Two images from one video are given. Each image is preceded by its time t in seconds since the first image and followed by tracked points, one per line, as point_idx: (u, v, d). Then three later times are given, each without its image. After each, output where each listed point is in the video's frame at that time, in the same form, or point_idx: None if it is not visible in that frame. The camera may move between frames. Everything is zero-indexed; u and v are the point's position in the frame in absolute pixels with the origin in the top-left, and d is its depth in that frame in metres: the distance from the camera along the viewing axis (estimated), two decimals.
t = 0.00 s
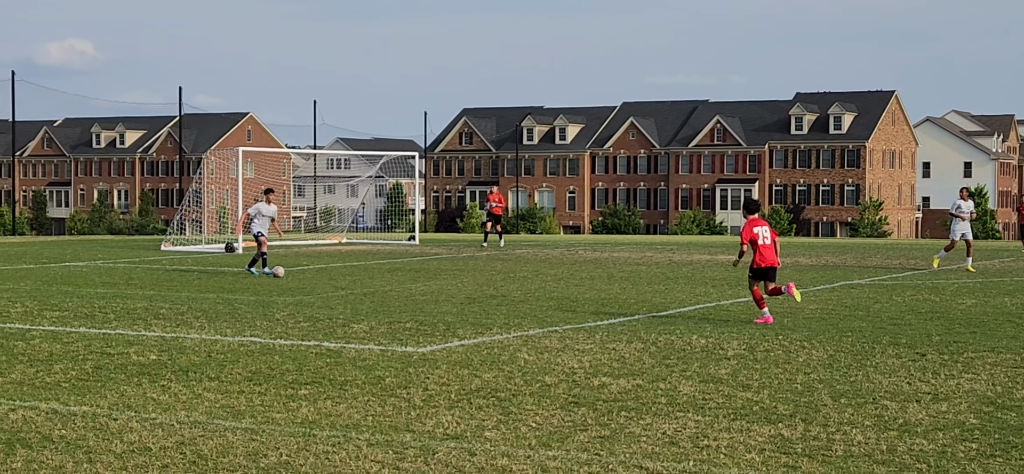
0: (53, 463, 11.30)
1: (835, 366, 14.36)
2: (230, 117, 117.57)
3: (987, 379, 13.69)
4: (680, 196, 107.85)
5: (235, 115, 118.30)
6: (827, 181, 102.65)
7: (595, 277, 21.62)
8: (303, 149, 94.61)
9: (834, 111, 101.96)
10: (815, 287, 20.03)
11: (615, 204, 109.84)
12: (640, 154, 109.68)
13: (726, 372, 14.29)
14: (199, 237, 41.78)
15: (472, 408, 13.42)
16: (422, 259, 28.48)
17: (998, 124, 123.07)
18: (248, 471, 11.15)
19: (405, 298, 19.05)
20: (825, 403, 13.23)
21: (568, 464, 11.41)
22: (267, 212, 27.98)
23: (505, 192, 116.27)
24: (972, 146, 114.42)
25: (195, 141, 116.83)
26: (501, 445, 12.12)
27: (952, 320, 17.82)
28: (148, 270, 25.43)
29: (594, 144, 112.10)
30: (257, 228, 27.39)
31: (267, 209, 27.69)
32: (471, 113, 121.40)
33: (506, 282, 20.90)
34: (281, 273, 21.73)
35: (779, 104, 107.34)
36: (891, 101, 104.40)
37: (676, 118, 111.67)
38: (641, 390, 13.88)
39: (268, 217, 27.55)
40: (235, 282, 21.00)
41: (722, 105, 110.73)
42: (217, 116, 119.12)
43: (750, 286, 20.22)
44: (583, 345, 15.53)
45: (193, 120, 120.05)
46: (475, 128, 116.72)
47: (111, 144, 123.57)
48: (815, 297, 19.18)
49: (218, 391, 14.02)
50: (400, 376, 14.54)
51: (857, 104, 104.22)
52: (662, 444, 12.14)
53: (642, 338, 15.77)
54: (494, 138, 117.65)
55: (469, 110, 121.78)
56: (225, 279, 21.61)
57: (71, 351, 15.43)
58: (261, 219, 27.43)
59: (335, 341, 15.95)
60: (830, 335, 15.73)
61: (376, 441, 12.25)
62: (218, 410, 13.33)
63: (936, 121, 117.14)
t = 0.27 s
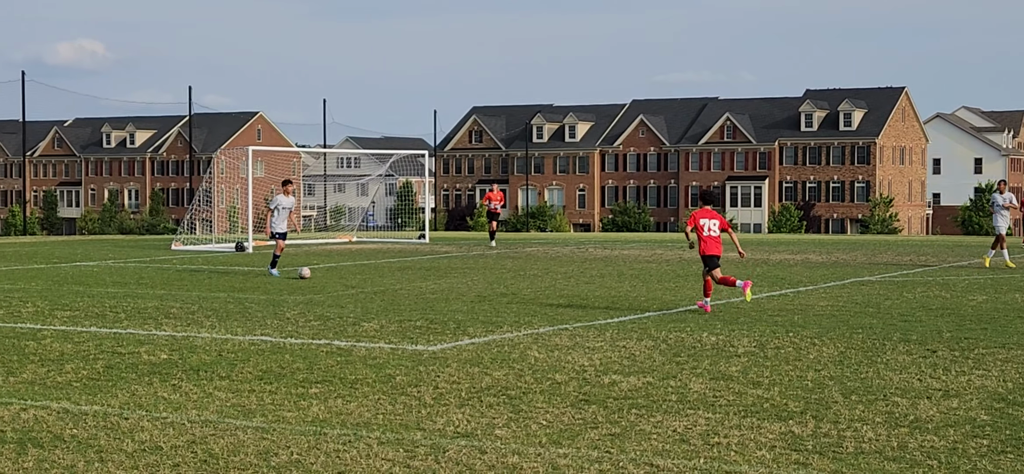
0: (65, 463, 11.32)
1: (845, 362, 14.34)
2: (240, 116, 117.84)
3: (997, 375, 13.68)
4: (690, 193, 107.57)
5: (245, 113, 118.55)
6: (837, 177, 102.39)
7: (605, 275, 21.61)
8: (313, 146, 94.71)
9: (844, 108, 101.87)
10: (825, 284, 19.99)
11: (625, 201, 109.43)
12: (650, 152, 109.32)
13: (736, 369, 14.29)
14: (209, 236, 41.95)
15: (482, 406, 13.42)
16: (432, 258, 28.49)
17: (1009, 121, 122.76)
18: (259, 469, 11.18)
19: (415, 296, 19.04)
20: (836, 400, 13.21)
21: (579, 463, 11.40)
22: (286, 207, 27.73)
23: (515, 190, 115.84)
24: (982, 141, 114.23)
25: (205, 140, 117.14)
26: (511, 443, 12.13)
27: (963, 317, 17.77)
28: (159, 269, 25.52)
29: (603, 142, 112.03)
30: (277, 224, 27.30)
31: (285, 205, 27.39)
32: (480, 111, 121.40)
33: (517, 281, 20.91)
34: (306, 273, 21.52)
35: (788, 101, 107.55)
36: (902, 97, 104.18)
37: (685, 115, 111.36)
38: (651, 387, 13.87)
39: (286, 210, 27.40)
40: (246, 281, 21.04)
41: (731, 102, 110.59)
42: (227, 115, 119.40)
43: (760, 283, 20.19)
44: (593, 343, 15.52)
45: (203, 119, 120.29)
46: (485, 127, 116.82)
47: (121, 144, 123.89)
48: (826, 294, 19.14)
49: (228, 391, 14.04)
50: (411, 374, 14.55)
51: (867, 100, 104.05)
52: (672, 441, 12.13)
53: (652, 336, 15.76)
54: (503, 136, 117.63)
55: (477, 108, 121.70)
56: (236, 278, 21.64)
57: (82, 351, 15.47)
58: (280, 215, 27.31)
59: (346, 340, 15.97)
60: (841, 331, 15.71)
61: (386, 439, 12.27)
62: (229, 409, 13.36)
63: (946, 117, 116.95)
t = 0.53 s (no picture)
0: (71, 463, 11.33)
1: (851, 361, 14.31)
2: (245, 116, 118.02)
3: (1003, 373, 13.66)
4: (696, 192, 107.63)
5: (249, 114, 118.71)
6: (842, 176, 102.34)
7: (611, 275, 21.60)
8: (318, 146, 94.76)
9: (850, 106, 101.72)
10: (831, 282, 19.94)
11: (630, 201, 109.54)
12: (654, 151, 109.46)
13: (742, 368, 14.26)
14: (216, 237, 41.97)
15: (488, 406, 13.42)
16: (437, 258, 28.49)
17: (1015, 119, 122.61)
18: (265, 469, 11.18)
19: (420, 296, 19.03)
20: (841, 398, 13.20)
21: (585, 461, 11.40)
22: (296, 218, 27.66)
23: (520, 190, 115.96)
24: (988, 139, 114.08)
25: (210, 141, 117.42)
26: (517, 441, 12.13)
27: (970, 315, 17.73)
28: (165, 270, 25.54)
29: (607, 142, 112.04)
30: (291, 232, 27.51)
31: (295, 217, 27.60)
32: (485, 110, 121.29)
33: (522, 280, 20.90)
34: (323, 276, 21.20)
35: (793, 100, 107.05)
36: (908, 95, 104.16)
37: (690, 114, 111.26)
38: (657, 386, 13.86)
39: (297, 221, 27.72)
40: (251, 282, 21.05)
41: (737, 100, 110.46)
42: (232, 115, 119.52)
43: (766, 282, 20.16)
44: (599, 342, 15.51)
45: (208, 120, 120.46)
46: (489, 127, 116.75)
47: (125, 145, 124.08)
48: (832, 292, 19.10)
49: (234, 391, 14.05)
50: (417, 374, 14.56)
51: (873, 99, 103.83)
52: (678, 440, 12.12)
53: (657, 335, 15.74)
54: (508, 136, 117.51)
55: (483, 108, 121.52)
56: (242, 279, 21.67)
57: (87, 352, 15.49)
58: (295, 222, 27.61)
59: (351, 340, 15.97)
60: (847, 329, 15.69)
61: (392, 439, 12.27)
62: (235, 410, 13.37)
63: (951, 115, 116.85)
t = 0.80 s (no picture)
0: (67, 467, 11.34)
1: (845, 362, 14.31)
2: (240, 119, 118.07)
3: (998, 373, 13.68)
4: (690, 193, 107.73)
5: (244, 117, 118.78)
6: (836, 177, 102.26)
7: (605, 276, 21.60)
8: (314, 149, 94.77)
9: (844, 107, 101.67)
10: (826, 283, 19.93)
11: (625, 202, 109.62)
12: (648, 153, 109.75)
13: (736, 368, 14.27)
14: (209, 241, 41.88)
15: (483, 408, 13.42)
16: (430, 260, 28.50)
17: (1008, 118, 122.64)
18: (259, 473, 11.19)
19: (414, 299, 19.03)
20: (836, 399, 13.20)
21: (580, 463, 11.40)
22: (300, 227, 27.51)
23: (514, 192, 115.83)
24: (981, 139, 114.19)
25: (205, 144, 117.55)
26: (512, 444, 12.12)
27: (965, 314, 17.74)
28: (159, 274, 25.56)
29: (602, 143, 112.16)
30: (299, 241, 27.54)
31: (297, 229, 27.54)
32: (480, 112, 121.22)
33: (517, 283, 20.89)
34: (331, 281, 20.88)
35: (787, 101, 107.35)
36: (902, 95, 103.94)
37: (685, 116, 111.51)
38: (652, 388, 13.86)
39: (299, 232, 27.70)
40: (246, 285, 21.03)
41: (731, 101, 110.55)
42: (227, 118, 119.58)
43: (759, 282, 20.17)
44: (594, 344, 15.50)
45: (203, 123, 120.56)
46: (484, 129, 116.71)
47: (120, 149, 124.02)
48: (825, 293, 19.08)
49: (230, 395, 14.04)
50: (412, 376, 14.56)
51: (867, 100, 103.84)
52: (673, 441, 12.13)
53: (652, 336, 15.75)
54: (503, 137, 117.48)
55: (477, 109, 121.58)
56: (235, 282, 21.64)
57: (82, 357, 15.47)
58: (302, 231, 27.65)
59: (346, 343, 15.96)
60: (841, 330, 15.69)
61: (388, 442, 12.25)
62: (230, 413, 13.37)
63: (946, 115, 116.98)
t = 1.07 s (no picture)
0: None
1: (819, 364, 14.34)
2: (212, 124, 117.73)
3: (971, 375, 13.73)
4: (665, 196, 108.17)
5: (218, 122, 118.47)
6: (811, 180, 102.45)
7: (580, 280, 21.61)
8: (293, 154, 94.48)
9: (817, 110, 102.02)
10: (799, 286, 19.97)
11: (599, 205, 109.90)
12: (624, 156, 109.98)
13: (711, 372, 14.29)
14: (183, 244, 41.37)
15: (458, 412, 13.39)
16: (405, 265, 28.46)
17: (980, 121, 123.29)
18: None
19: (388, 303, 18.97)
20: (810, 401, 13.23)
21: (553, 466, 11.40)
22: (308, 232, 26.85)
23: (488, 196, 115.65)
24: (955, 143, 114.73)
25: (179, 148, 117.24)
26: (487, 448, 12.10)
27: (937, 317, 17.81)
28: (132, 279, 25.45)
29: (577, 147, 112.28)
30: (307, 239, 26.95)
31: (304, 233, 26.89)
32: (455, 117, 121.68)
33: (491, 285, 20.88)
34: (315, 287, 20.41)
35: (761, 104, 107.67)
36: (874, 99, 104.51)
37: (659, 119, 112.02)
38: (626, 391, 13.86)
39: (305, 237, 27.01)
40: (219, 290, 20.94)
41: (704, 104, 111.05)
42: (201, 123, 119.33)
43: (734, 286, 20.20)
44: (569, 347, 15.49)
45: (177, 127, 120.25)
46: (458, 132, 116.77)
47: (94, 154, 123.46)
48: (799, 296, 19.13)
49: (204, 399, 13.98)
50: (387, 380, 14.53)
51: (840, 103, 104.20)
52: (648, 444, 12.13)
53: (627, 340, 15.75)
54: (478, 141, 117.91)
55: (452, 114, 122.16)
56: (209, 287, 21.55)
57: (56, 362, 15.40)
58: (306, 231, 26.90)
59: (321, 347, 15.92)
60: (815, 333, 15.73)
61: (362, 447, 12.22)
62: (204, 418, 13.30)
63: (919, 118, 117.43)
